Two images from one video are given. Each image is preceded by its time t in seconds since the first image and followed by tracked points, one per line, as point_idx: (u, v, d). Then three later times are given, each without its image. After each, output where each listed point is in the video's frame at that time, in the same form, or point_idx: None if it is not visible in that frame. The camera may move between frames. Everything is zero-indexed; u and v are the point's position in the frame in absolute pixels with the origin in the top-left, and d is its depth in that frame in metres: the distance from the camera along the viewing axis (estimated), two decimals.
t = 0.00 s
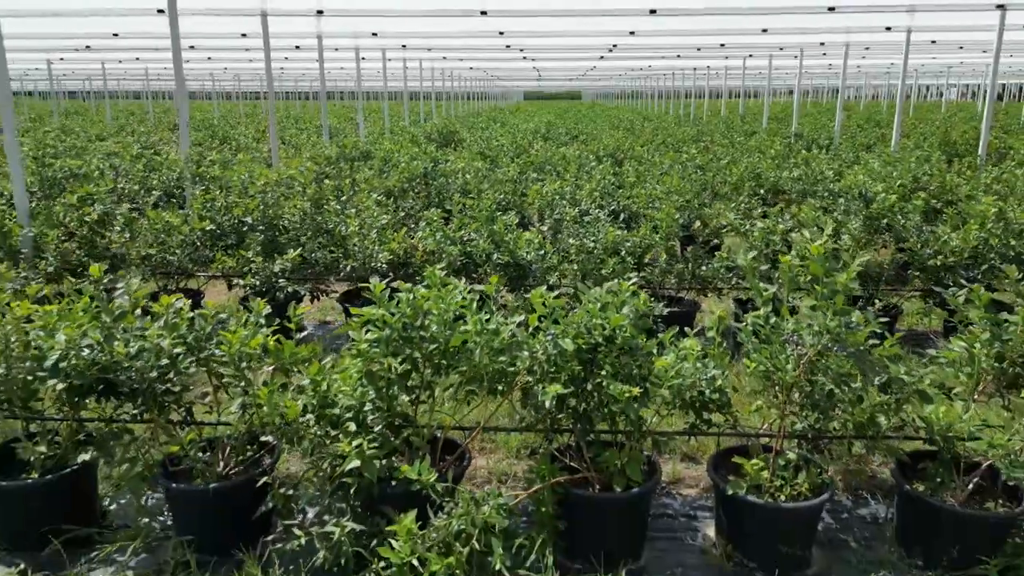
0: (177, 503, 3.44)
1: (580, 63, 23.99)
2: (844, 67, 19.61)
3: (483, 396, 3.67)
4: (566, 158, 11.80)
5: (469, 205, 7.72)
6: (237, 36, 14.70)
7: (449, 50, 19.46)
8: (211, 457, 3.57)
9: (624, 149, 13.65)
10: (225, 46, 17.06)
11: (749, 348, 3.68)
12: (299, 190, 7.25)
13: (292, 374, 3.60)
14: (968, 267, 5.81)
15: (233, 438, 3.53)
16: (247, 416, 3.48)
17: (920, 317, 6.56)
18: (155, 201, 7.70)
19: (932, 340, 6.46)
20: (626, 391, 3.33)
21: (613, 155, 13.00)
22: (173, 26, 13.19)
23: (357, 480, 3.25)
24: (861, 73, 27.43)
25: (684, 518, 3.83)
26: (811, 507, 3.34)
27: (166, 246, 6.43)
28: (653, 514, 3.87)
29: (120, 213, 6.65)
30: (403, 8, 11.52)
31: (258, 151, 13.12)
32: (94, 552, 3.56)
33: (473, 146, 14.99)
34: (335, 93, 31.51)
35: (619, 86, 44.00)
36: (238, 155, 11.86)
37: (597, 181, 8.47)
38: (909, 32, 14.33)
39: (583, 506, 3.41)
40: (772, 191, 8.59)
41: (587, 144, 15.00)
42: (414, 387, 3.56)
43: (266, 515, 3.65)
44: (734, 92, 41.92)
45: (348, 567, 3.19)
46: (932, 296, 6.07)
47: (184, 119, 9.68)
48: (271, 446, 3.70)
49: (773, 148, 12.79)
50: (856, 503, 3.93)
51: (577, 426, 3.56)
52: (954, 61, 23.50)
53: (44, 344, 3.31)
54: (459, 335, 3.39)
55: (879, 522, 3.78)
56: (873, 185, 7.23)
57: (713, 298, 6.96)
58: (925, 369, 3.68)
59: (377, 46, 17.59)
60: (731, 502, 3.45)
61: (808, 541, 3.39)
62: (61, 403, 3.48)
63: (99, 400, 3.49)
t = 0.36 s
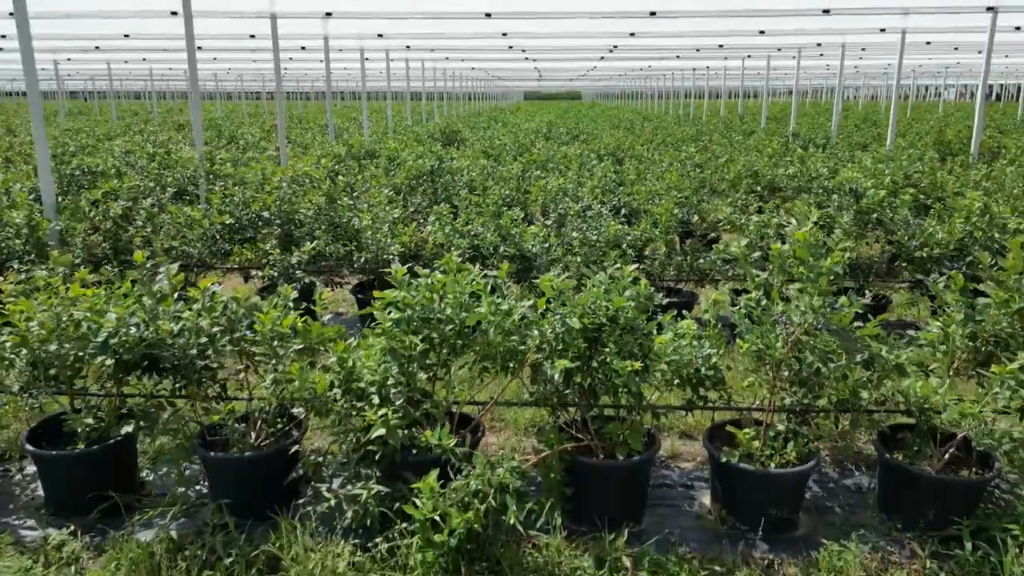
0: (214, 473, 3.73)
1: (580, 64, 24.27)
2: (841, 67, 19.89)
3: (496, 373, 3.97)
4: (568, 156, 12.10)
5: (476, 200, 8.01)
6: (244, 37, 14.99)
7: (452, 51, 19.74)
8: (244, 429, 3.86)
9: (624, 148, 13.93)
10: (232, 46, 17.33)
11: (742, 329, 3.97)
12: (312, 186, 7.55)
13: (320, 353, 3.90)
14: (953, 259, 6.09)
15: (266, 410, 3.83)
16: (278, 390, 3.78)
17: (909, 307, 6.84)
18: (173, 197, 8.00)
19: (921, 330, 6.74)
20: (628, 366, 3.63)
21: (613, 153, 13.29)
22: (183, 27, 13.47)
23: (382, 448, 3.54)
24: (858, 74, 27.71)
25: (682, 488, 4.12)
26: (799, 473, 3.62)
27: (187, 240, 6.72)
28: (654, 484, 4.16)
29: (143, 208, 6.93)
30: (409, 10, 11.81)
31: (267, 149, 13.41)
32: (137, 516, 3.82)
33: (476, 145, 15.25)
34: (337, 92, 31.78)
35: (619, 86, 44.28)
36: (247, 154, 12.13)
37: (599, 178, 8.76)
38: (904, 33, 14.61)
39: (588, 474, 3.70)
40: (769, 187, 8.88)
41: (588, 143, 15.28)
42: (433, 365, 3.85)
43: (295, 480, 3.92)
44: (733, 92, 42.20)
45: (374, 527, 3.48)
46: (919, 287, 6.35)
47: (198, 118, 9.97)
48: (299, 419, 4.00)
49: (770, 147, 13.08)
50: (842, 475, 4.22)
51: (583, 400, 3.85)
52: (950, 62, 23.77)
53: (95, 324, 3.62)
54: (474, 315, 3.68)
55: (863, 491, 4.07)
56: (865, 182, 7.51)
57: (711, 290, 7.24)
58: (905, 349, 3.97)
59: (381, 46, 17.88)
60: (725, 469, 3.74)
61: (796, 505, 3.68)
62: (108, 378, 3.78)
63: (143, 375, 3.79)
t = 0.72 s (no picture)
0: (247, 446, 4.02)
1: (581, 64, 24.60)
2: (838, 68, 20.21)
3: (507, 353, 4.27)
4: (570, 154, 12.41)
5: (482, 196, 8.31)
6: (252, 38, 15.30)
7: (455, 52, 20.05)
8: (273, 405, 4.17)
9: (624, 147, 14.24)
10: (239, 47, 17.63)
11: (735, 312, 4.27)
12: (325, 183, 7.85)
13: (342, 334, 4.19)
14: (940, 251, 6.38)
15: (292, 387, 4.13)
16: (305, 368, 4.07)
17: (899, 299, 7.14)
18: (190, 193, 8.31)
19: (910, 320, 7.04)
20: (629, 344, 3.93)
21: (614, 152, 13.61)
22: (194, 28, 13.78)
23: (402, 421, 3.84)
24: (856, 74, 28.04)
25: (680, 461, 4.42)
26: (788, 445, 3.92)
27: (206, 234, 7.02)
28: (654, 458, 4.46)
29: (163, 203, 7.22)
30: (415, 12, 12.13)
31: (275, 147, 13.69)
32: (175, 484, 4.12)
33: (479, 144, 15.55)
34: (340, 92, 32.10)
35: (619, 87, 44.59)
36: (256, 152, 12.43)
37: (600, 175, 9.07)
38: (899, 34, 14.93)
39: (593, 446, 4.00)
40: (765, 185, 9.19)
41: (590, 142, 15.57)
42: (448, 345, 4.15)
43: (321, 453, 4.24)
44: (732, 93, 42.53)
45: (396, 492, 3.78)
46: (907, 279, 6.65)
47: (212, 117, 10.28)
48: (323, 397, 4.30)
49: (767, 146, 13.41)
50: (829, 449, 4.52)
51: (587, 377, 4.15)
52: (946, 62, 24.12)
53: (139, 305, 3.93)
54: (487, 298, 3.98)
55: (849, 464, 4.37)
56: (857, 178, 7.81)
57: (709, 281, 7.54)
58: (887, 330, 4.26)
59: (385, 47, 18.18)
60: (719, 442, 4.03)
61: (785, 474, 3.97)
62: (147, 357, 4.08)
63: (180, 354, 4.10)
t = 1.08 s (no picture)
0: (275, 422, 4.32)
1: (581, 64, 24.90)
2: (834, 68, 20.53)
3: (515, 335, 4.56)
4: (571, 153, 12.71)
5: (488, 192, 8.61)
6: (260, 39, 15.62)
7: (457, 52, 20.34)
8: (298, 383, 4.46)
9: (625, 146, 14.55)
10: (246, 48, 17.94)
11: (729, 298, 4.56)
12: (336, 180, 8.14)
13: (361, 318, 4.48)
14: (927, 243, 6.68)
15: (316, 367, 4.42)
16: (327, 349, 4.37)
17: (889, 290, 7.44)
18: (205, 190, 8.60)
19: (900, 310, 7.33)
20: (630, 325, 4.23)
21: (615, 150, 13.91)
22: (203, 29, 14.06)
23: (419, 397, 4.13)
24: (853, 74, 28.37)
25: (678, 437, 4.72)
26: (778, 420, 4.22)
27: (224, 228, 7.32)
28: (653, 434, 4.75)
29: (181, 198, 7.51)
30: (420, 14, 12.45)
31: (283, 145, 13.99)
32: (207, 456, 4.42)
33: (482, 143, 15.84)
34: (342, 93, 32.41)
35: (619, 87, 44.92)
36: (264, 151, 12.70)
37: (602, 173, 9.37)
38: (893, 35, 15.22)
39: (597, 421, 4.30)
40: (761, 181, 9.48)
41: (591, 141, 15.88)
42: (461, 328, 4.45)
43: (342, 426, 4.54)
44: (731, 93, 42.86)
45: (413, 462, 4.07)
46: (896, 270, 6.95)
47: (225, 116, 10.59)
48: (344, 375, 4.60)
49: (764, 144, 13.72)
50: (817, 426, 4.82)
51: (591, 357, 4.45)
52: (942, 63, 24.51)
53: (175, 289, 4.23)
54: (498, 283, 4.27)
55: (836, 440, 4.67)
56: (849, 173, 8.11)
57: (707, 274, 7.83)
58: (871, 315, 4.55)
59: (389, 48, 18.48)
60: (714, 418, 4.33)
61: (776, 447, 4.27)
62: (181, 339, 4.38)
63: (211, 336, 4.39)
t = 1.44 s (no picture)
0: (299, 399, 4.62)
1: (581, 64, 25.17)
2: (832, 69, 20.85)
3: (522, 320, 4.85)
4: (572, 151, 13.01)
5: (493, 189, 8.90)
6: (267, 40, 15.90)
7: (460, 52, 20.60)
8: (319, 363, 4.77)
9: (626, 145, 14.84)
10: (252, 48, 18.21)
11: (723, 285, 4.84)
12: (346, 176, 8.42)
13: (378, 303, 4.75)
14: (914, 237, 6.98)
15: (336, 349, 4.71)
16: (347, 332, 4.65)
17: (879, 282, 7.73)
18: (218, 187, 8.88)
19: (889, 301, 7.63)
20: (630, 309, 4.51)
21: (615, 149, 14.21)
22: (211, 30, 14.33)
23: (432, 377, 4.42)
24: (851, 75, 28.68)
25: (674, 416, 5.01)
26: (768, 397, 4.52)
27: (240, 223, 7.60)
28: (652, 414, 5.04)
29: (198, 195, 7.80)
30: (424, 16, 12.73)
31: (290, 144, 14.26)
32: (231, 433, 4.70)
33: (484, 142, 16.10)
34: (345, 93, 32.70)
35: (620, 88, 45.23)
36: (271, 149, 12.95)
37: (603, 170, 9.66)
38: (889, 36, 15.50)
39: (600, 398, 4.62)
40: (757, 179, 9.75)
41: (592, 140, 16.17)
42: (472, 312, 4.73)
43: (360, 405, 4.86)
44: (730, 93, 43.18)
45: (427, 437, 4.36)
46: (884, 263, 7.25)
47: (235, 115, 10.88)
48: (361, 357, 4.90)
49: (762, 143, 14.00)
50: (806, 407, 5.11)
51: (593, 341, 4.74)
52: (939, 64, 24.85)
53: (203, 276, 4.52)
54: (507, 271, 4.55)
55: (824, 419, 4.97)
56: (842, 171, 8.39)
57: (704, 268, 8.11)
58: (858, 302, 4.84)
59: (392, 48, 18.78)
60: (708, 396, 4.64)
61: (768, 422, 4.58)
62: (208, 322, 4.67)
63: (237, 320, 4.69)
